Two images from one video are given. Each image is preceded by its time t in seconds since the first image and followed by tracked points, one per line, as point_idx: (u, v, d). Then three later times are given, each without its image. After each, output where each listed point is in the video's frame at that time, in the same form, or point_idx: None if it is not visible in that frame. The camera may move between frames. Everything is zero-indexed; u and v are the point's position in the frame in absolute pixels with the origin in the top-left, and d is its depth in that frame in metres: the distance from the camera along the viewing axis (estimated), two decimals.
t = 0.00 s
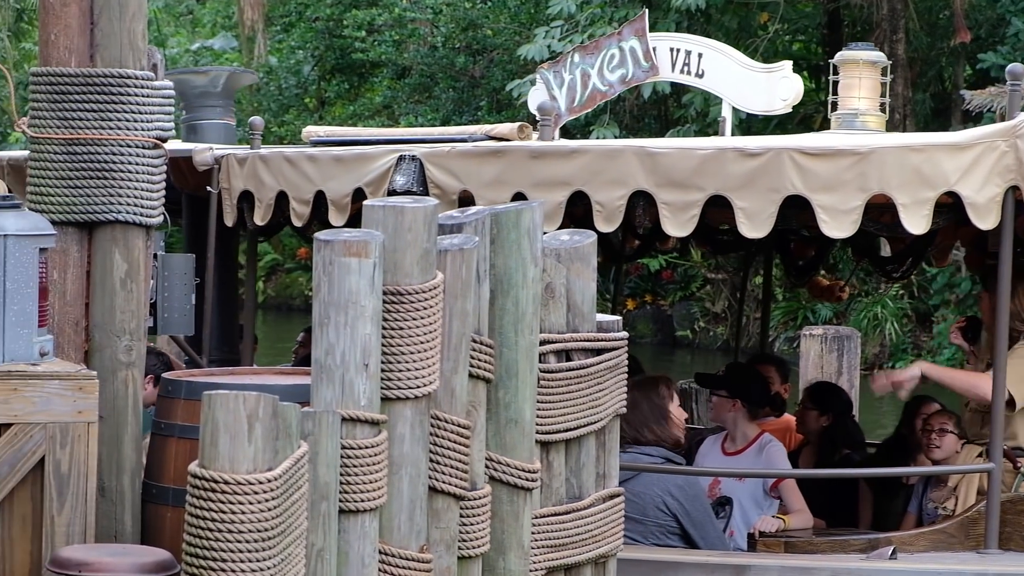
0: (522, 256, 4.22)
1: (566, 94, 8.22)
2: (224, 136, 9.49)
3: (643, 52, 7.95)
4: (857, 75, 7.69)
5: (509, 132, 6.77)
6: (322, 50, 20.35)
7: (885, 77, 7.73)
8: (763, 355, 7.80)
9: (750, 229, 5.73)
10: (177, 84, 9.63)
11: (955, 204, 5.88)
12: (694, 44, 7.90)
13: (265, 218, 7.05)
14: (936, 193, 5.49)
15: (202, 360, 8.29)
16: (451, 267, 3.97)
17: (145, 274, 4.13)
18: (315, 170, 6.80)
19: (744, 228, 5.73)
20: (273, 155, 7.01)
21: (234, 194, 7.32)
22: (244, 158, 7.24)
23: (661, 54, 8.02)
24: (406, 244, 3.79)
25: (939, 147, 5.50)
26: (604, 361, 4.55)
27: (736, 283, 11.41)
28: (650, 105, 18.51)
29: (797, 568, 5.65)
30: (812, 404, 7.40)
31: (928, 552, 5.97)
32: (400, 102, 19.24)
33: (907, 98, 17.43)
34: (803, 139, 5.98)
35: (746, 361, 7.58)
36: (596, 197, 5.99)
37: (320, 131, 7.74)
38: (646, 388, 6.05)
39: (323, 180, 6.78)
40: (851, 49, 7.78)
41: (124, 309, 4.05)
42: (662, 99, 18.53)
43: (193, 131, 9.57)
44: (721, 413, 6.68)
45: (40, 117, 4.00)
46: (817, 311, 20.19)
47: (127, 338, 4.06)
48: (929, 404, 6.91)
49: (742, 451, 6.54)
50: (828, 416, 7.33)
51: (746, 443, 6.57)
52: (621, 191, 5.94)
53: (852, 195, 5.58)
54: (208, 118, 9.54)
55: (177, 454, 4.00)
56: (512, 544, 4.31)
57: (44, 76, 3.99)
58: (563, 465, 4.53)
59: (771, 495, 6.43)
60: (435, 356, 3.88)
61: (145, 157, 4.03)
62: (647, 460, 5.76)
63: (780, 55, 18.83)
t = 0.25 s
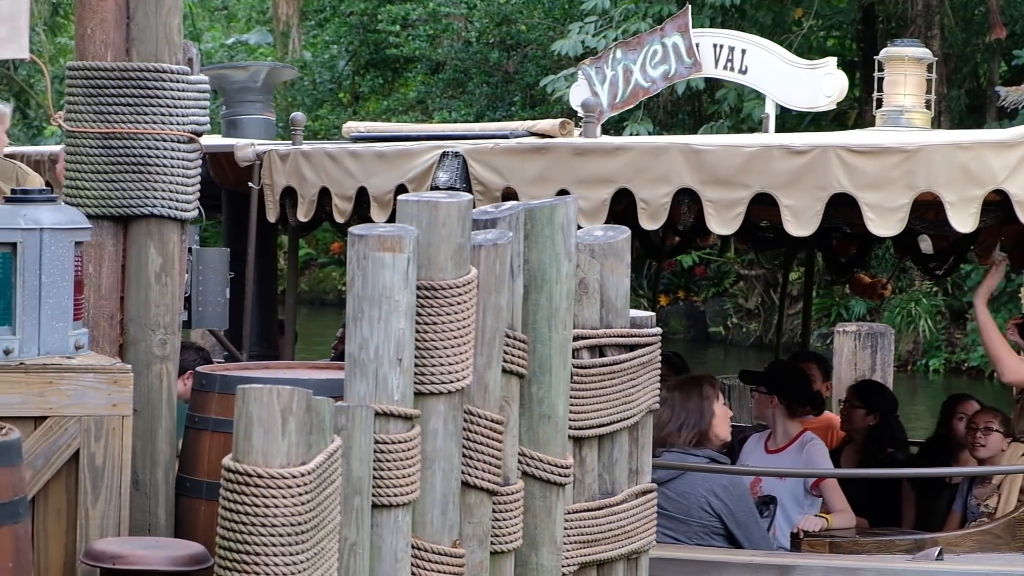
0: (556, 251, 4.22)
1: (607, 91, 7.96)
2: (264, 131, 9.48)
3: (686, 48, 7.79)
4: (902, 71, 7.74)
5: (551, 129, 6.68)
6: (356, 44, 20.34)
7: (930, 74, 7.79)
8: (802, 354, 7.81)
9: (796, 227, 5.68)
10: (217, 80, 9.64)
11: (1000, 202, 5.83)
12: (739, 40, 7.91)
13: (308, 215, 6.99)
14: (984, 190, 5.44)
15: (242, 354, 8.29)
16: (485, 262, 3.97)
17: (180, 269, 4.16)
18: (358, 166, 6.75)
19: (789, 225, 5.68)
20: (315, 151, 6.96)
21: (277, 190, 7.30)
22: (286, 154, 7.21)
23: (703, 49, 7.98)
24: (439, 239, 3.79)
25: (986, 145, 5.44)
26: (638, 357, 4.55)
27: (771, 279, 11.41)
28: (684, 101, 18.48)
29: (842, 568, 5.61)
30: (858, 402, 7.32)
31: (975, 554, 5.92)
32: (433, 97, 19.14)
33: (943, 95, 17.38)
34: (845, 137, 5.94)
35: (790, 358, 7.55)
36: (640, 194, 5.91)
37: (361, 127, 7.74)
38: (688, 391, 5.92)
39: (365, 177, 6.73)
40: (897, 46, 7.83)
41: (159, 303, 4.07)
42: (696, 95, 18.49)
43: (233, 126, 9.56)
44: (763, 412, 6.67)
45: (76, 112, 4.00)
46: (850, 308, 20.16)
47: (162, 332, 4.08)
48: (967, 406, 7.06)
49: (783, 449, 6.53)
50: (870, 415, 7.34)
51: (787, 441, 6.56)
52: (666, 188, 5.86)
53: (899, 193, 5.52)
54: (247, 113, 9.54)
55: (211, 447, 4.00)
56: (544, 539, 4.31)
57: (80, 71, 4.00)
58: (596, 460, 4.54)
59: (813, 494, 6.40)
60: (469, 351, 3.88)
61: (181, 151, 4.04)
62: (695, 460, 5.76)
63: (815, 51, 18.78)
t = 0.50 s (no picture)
0: (590, 248, 4.23)
1: (649, 87, 7.90)
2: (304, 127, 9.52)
3: (730, 45, 7.67)
4: (949, 68, 7.80)
5: (592, 125, 6.68)
6: (389, 41, 20.32)
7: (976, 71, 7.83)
8: (845, 351, 7.79)
9: (843, 227, 5.64)
10: (256, 77, 9.66)
11: None
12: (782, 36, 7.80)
13: (351, 213, 6.98)
14: None
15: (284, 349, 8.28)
16: (519, 258, 3.97)
17: (214, 265, 4.16)
18: (400, 165, 6.72)
19: (835, 224, 5.64)
20: (357, 149, 6.93)
21: (319, 189, 7.28)
22: (328, 152, 7.19)
23: (747, 45, 7.83)
24: (474, 235, 3.80)
25: None
26: (671, 354, 4.54)
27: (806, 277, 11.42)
28: (716, 98, 18.46)
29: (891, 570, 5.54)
30: (904, 400, 7.35)
31: None
32: (466, 94, 19.04)
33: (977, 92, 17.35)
34: (888, 136, 5.95)
35: (833, 356, 7.54)
36: (686, 193, 5.89)
37: (402, 125, 7.76)
38: (736, 390, 5.86)
39: (408, 175, 6.70)
40: (943, 43, 7.90)
41: (193, 299, 4.07)
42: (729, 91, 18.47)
43: (273, 122, 9.62)
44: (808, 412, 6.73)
45: (111, 108, 4.02)
46: (883, 305, 20.13)
47: (196, 328, 4.08)
48: (1010, 404, 7.06)
49: (828, 448, 6.51)
50: (916, 413, 7.35)
51: (833, 439, 6.53)
52: (711, 188, 5.85)
53: (948, 191, 5.47)
54: (287, 110, 9.59)
55: (245, 443, 4.02)
56: (577, 536, 4.31)
57: (114, 67, 4.02)
58: (629, 457, 4.53)
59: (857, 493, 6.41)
60: (503, 347, 3.88)
61: (215, 147, 4.04)
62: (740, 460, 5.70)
63: (849, 48, 18.76)
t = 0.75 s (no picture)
0: (622, 242, 4.23)
1: (691, 82, 7.87)
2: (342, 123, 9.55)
3: (772, 39, 7.68)
4: (994, 62, 7.81)
5: (633, 120, 6.69)
6: (420, 36, 20.29)
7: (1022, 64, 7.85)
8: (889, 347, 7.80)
9: (891, 223, 5.53)
10: (295, 73, 9.67)
11: None
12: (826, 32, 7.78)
13: (390, 208, 7.00)
14: None
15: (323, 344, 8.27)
16: (550, 252, 3.98)
17: (246, 259, 4.16)
18: (440, 159, 6.69)
19: (883, 220, 5.54)
20: (400, 144, 6.90)
21: (359, 184, 7.28)
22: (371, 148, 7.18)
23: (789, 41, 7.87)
24: (505, 229, 3.80)
25: None
26: (702, 348, 4.54)
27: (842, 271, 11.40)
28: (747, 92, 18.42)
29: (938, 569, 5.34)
30: (950, 396, 7.25)
31: None
32: (497, 89, 18.97)
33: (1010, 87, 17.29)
34: (933, 131, 5.88)
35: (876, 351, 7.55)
36: (730, 188, 5.80)
37: (440, 118, 7.72)
38: (785, 386, 5.80)
39: (449, 171, 6.66)
40: (990, 36, 7.91)
41: (225, 293, 4.08)
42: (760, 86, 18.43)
43: (311, 119, 9.63)
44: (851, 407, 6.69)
45: (144, 104, 4.03)
46: (915, 301, 20.08)
47: (229, 322, 4.09)
48: None
49: (873, 444, 6.51)
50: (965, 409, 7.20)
51: (877, 436, 6.53)
52: (756, 183, 5.76)
53: (996, 186, 5.36)
54: (326, 106, 9.59)
55: (278, 437, 4.03)
56: (609, 530, 4.31)
57: (148, 62, 4.02)
58: (662, 451, 4.54)
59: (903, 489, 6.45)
60: (535, 341, 3.88)
61: (248, 142, 4.04)
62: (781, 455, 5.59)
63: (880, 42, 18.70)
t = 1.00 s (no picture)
0: (653, 238, 4.22)
1: (734, 78, 8.14)
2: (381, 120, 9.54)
3: (816, 35, 7.83)
4: None
5: (676, 118, 6.70)
6: (450, 32, 20.30)
7: None
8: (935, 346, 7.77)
9: (936, 218, 5.68)
10: (335, 70, 9.69)
11: None
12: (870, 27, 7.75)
13: (428, 206, 7.09)
14: None
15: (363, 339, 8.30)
16: (581, 249, 3.97)
17: (279, 255, 4.17)
18: (483, 156, 6.84)
19: (929, 216, 5.68)
20: (440, 141, 7.05)
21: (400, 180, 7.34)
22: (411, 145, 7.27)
23: (835, 35, 7.94)
24: (536, 225, 3.80)
25: None
26: (733, 344, 4.53)
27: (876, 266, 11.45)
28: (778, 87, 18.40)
29: (985, 568, 5.54)
30: (998, 394, 7.20)
31: None
32: (527, 85, 18.80)
33: None
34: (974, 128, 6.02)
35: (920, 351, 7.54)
36: (775, 184, 5.96)
37: (481, 116, 7.79)
38: (827, 383, 5.87)
39: (490, 167, 6.82)
40: None
41: (257, 290, 4.08)
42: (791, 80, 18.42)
43: (350, 116, 9.65)
44: (894, 407, 6.65)
45: (174, 100, 4.03)
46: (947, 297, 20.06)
47: (261, 319, 4.10)
48: None
49: (913, 442, 6.53)
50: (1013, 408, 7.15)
51: (918, 434, 6.55)
52: (801, 179, 5.91)
53: None
54: (365, 103, 9.60)
55: (309, 434, 4.03)
56: (640, 527, 4.30)
57: (178, 58, 4.03)
58: (693, 447, 4.53)
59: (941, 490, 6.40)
60: (565, 337, 3.88)
61: (278, 138, 4.05)
62: (821, 454, 5.71)
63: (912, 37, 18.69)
